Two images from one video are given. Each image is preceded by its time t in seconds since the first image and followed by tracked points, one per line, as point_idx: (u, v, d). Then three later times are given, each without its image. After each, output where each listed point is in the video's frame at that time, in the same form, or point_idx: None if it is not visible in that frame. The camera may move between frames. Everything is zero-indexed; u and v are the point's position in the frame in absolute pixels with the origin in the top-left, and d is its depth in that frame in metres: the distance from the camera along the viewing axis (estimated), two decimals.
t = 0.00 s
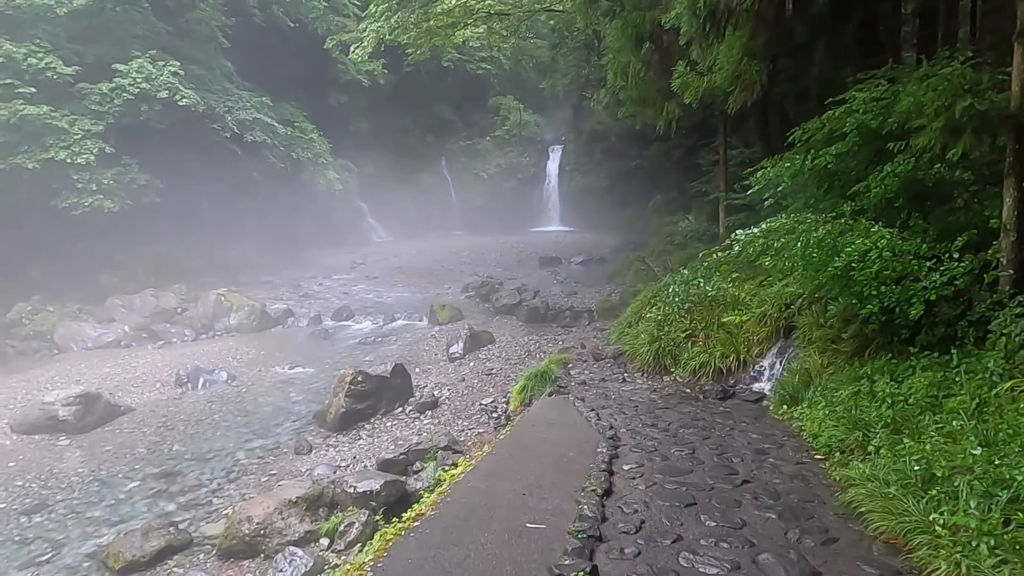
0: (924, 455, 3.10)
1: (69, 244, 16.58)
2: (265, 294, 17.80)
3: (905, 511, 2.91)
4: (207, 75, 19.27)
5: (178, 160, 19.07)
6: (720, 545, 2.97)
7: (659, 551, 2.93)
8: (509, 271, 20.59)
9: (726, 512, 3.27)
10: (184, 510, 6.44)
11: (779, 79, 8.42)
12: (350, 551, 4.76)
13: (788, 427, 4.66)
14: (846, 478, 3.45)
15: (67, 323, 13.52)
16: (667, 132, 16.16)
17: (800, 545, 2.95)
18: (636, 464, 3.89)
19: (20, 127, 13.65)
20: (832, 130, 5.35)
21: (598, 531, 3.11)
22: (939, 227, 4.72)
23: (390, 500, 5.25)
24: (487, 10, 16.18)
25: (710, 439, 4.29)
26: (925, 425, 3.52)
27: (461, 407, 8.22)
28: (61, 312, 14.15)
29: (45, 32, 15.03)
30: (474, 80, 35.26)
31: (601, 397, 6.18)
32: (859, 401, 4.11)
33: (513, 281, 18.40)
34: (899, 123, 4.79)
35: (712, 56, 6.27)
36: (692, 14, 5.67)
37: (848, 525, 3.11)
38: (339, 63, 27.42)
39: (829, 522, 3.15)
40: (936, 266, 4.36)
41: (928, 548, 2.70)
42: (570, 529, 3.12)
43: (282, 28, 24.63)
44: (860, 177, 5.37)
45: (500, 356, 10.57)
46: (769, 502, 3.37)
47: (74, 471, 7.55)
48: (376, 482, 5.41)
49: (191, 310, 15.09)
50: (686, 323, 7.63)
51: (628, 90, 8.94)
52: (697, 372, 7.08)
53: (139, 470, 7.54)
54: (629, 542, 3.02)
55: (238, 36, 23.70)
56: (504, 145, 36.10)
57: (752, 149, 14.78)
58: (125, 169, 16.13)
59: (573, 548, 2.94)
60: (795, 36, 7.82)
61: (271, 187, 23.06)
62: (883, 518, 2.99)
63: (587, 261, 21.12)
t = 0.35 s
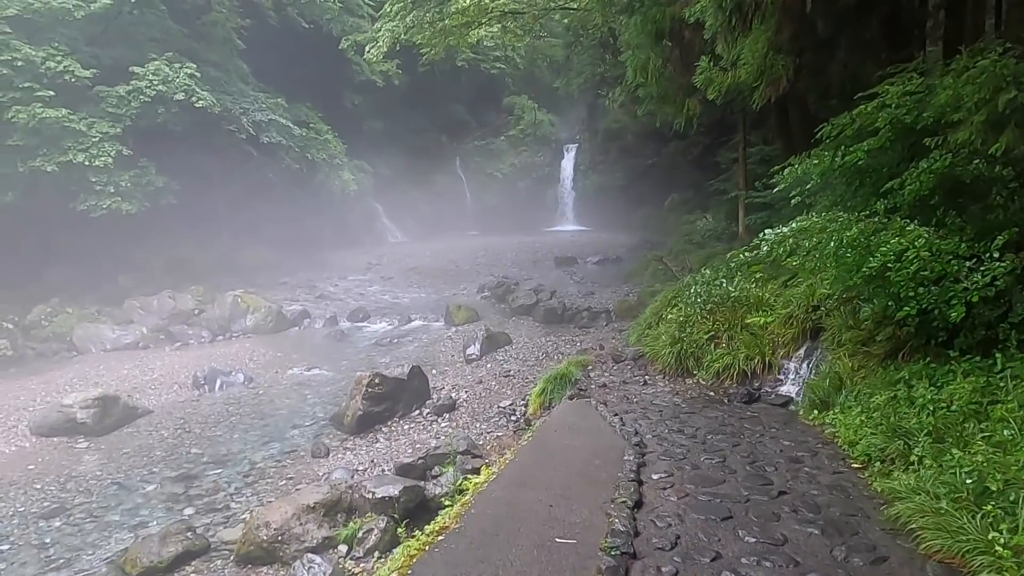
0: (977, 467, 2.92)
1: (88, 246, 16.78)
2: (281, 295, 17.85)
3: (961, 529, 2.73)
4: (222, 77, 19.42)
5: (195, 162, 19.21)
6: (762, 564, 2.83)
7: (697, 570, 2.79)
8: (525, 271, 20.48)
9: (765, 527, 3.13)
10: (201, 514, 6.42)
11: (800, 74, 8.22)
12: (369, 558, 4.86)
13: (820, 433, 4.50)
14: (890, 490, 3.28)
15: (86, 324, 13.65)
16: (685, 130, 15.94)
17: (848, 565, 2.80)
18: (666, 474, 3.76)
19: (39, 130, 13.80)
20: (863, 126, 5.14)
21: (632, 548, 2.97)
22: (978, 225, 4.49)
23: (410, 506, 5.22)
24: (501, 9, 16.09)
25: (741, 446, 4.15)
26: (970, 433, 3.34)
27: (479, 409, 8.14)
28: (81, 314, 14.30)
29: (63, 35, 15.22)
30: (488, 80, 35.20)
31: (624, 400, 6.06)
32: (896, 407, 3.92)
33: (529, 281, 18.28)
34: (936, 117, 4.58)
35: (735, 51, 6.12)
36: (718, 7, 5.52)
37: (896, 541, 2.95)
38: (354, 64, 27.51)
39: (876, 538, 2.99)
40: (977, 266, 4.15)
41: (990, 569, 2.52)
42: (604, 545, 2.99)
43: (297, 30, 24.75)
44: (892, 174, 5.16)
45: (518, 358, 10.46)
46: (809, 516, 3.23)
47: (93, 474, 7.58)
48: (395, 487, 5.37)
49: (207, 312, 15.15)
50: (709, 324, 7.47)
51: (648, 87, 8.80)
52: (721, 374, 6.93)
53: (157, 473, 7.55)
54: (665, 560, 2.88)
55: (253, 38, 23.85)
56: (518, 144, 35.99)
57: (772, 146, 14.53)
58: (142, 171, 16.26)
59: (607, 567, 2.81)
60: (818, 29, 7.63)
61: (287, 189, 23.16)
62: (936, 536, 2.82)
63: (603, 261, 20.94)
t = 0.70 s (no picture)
0: (1018, 476, 2.78)
1: (90, 245, 16.69)
2: (283, 295, 17.75)
3: (1004, 541, 2.59)
4: (224, 75, 19.35)
5: (197, 161, 19.12)
6: None
7: None
8: (528, 270, 20.36)
9: (794, 538, 3.00)
10: (203, 518, 6.31)
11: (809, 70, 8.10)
12: (375, 564, 4.73)
13: (839, 435, 4.37)
14: (922, 497, 3.15)
15: (88, 324, 13.58)
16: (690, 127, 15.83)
17: None
18: (684, 480, 3.65)
19: (39, 129, 13.72)
20: (879, 120, 4.99)
21: (656, 561, 2.85)
22: (1000, 223, 4.35)
23: (415, 510, 5.14)
24: (504, 7, 15.99)
25: (759, 450, 4.03)
26: (1001, 436, 3.21)
27: (485, 410, 8.02)
28: (82, 314, 14.22)
29: (64, 33, 15.15)
30: (491, 78, 35.08)
31: (635, 402, 5.94)
32: (920, 410, 3.79)
33: (533, 280, 18.15)
34: (956, 112, 4.43)
35: (748, 44, 5.99)
36: None
37: (933, 553, 2.82)
38: (356, 62, 27.44)
39: (910, 550, 2.86)
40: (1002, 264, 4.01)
41: None
42: (624, 558, 2.88)
43: (298, 28, 24.68)
44: (909, 170, 5.01)
45: (523, 358, 10.34)
46: (839, 526, 3.10)
47: (94, 477, 7.48)
48: (401, 491, 5.26)
49: (209, 312, 15.03)
50: (718, 323, 7.35)
51: (655, 83, 8.68)
52: (731, 374, 6.81)
53: (158, 476, 7.44)
54: (690, 573, 2.76)
55: (255, 36, 23.77)
56: (521, 143, 35.85)
57: (777, 144, 14.42)
58: (143, 170, 16.17)
59: None
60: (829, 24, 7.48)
61: (289, 188, 23.06)
62: (974, 547, 2.69)
63: (607, 260, 20.81)
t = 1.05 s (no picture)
0: None
1: (86, 243, 16.52)
2: (281, 294, 17.60)
3: None
4: (223, 72, 19.19)
5: (196, 158, 18.96)
6: None
7: None
8: (529, 269, 20.23)
9: (822, 557, 2.88)
10: (200, 523, 6.18)
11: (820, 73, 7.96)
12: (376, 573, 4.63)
13: (856, 443, 4.26)
14: (955, 513, 3.04)
15: (84, 323, 13.42)
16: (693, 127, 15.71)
17: None
18: (700, 491, 3.53)
19: (36, 125, 13.55)
20: (895, 119, 4.85)
21: None
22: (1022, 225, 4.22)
23: (418, 518, 5.03)
24: (506, 4, 15.87)
25: (776, 460, 3.91)
26: None
27: (487, 413, 7.90)
28: (79, 313, 14.06)
29: (61, 28, 14.98)
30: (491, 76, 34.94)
31: (644, 406, 5.81)
32: (940, 418, 3.67)
33: (534, 280, 18.03)
34: (978, 111, 4.29)
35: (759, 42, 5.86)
36: None
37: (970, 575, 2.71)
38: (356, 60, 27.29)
39: (946, 572, 2.75)
40: None
41: None
42: None
43: (298, 25, 24.54)
44: (926, 170, 4.88)
45: (525, 359, 10.22)
46: (867, 543, 2.99)
47: (89, 479, 7.35)
48: (403, 497, 5.15)
49: (207, 311, 14.88)
50: (725, 326, 7.22)
51: (660, 82, 8.55)
52: (739, 377, 6.69)
53: (155, 479, 7.31)
54: None
55: (254, 33, 23.60)
56: (521, 141, 35.71)
57: (781, 143, 14.32)
58: (141, 167, 16.01)
59: None
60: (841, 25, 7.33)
61: (288, 186, 22.91)
62: (1014, 567, 2.58)
63: (607, 259, 20.70)
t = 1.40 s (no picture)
0: None
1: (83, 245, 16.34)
2: (280, 296, 17.44)
3: None
4: (221, 73, 19.05)
5: (194, 161, 18.82)
6: None
7: None
8: (529, 272, 20.10)
9: None
10: (198, 533, 6.03)
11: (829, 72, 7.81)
12: None
13: (877, 452, 4.14)
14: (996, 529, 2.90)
15: (80, 326, 13.26)
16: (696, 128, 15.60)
17: None
18: (722, 505, 3.41)
19: (32, 126, 13.38)
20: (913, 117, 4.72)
21: None
22: None
23: (423, 528, 4.92)
24: (507, 5, 15.77)
25: (799, 470, 3.78)
26: None
27: (491, 418, 7.76)
28: (75, 316, 13.90)
29: (57, 28, 14.84)
30: (491, 77, 34.82)
31: (656, 413, 5.68)
32: (967, 426, 3.54)
33: (535, 282, 17.88)
34: (1001, 108, 4.15)
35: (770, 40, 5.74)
36: None
37: None
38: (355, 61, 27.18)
39: None
40: None
41: None
42: None
43: (297, 26, 24.43)
44: (944, 170, 4.74)
45: (528, 362, 10.08)
46: (905, 561, 2.86)
47: (84, 487, 7.18)
48: (407, 506, 5.02)
49: (205, 313, 14.69)
50: (734, 329, 7.08)
51: (666, 81, 8.43)
52: (749, 382, 6.57)
53: (151, 487, 7.15)
54: None
55: (252, 34, 23.46)
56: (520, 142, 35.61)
57: (784, 144, 14.23)
58: (138, 169, 15.83)
59: None
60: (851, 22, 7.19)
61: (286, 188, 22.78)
62: None
63: (609, 261, 20.58)
